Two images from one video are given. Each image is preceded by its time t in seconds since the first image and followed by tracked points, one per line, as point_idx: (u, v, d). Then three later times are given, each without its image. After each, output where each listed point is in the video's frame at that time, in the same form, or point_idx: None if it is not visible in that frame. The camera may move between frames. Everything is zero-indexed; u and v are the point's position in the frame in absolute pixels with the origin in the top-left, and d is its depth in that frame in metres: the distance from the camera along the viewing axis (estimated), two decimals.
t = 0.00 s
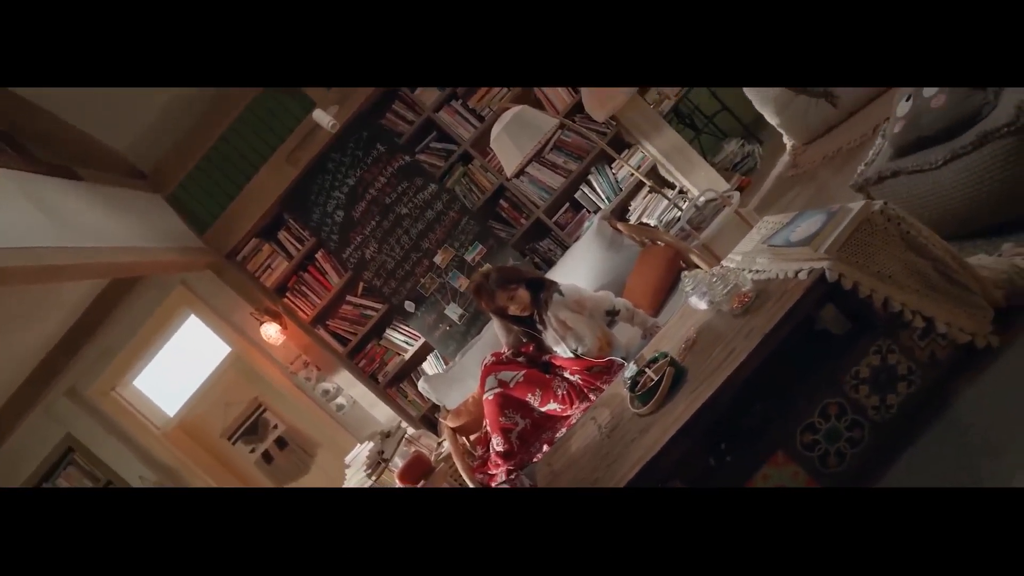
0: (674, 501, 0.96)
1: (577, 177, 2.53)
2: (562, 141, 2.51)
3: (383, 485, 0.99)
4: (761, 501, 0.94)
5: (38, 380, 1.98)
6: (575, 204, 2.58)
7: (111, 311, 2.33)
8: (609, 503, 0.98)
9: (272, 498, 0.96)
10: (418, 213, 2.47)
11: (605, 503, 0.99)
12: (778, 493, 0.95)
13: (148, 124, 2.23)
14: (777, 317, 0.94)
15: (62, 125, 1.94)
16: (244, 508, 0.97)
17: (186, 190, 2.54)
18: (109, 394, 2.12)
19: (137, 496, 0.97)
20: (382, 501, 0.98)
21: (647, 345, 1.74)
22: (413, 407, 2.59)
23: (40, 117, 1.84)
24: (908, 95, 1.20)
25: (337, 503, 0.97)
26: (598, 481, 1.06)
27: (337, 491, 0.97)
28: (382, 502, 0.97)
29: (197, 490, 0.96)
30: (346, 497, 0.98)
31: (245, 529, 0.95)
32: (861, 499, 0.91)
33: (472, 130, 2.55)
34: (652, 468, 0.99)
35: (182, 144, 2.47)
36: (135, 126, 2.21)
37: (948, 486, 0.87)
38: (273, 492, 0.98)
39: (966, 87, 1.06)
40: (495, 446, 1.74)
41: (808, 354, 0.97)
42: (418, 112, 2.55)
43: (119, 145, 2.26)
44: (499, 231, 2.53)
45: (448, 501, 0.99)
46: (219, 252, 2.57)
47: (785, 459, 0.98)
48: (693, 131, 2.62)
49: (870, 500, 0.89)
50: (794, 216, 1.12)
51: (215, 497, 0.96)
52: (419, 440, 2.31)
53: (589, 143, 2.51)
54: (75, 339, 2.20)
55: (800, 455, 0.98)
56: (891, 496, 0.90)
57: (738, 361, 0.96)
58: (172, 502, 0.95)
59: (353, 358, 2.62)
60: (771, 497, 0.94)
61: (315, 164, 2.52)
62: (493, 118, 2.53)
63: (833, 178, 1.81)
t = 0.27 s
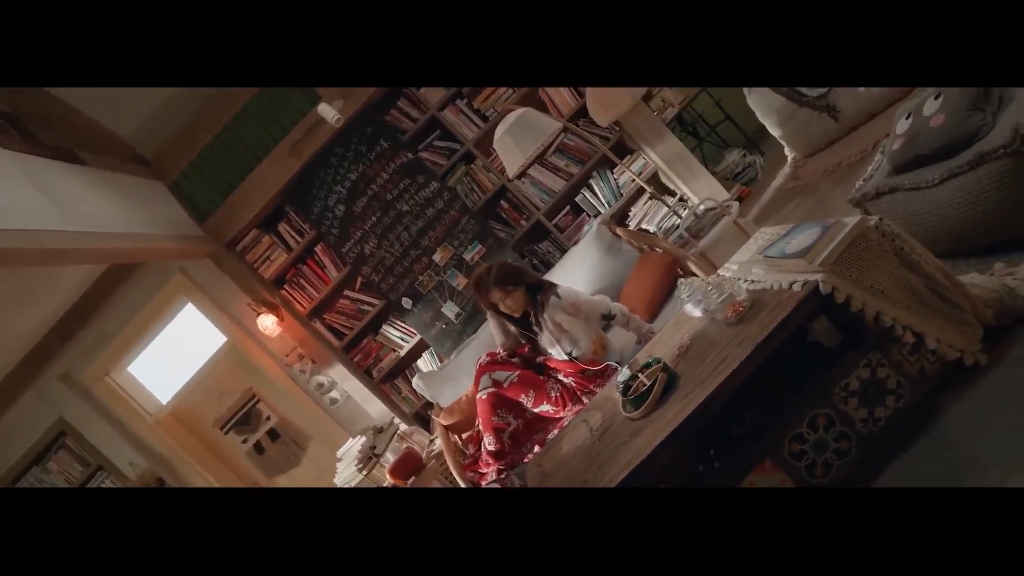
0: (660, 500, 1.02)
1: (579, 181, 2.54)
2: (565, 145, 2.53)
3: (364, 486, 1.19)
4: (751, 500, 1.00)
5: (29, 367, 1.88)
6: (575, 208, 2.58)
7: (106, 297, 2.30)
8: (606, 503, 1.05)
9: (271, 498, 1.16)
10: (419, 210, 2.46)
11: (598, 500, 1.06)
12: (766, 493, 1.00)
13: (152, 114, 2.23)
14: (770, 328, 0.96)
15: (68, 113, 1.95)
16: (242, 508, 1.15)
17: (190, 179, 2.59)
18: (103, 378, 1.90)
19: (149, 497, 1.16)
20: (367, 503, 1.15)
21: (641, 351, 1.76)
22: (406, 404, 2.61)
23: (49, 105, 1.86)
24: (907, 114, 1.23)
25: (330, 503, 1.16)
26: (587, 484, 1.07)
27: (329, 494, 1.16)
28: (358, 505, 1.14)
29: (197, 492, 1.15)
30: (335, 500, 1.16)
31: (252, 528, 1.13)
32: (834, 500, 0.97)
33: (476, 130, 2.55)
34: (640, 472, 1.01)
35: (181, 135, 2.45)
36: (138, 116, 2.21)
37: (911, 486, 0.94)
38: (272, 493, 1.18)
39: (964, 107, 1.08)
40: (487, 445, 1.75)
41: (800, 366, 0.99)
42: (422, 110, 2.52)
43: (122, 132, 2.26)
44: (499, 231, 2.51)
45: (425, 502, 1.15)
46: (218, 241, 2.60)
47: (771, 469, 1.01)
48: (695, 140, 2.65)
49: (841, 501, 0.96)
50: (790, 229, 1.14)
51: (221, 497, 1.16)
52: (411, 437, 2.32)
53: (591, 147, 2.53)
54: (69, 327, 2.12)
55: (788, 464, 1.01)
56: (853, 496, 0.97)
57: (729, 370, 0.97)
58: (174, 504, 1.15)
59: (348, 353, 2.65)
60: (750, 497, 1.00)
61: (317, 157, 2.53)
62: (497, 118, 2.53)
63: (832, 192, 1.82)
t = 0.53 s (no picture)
0: (652, 499, 1.06)
1: (580, 183, 2.55)
2: (567, 147, 2.54)
3: (356, 487, 1.24)
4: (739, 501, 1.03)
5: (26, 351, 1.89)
6: (575, 210, 2.59)
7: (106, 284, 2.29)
8: (603, 502, 1.08)
9: (270, 498, 1.20)
10: (420, 208, 2.47)
11: (594, 499, 1.09)
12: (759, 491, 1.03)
13: (153, 106, 2.22)
14: (762, 335, 0.97)
15: (68, 103, 1.94)
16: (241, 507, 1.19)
17: (192, 170, 2.60)
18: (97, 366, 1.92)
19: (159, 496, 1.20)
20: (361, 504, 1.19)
21: (635, 354, 1.76)
22: (401, 400, 2.61)
23: (53, 93, 1.86)
24: (907, 127, 1.24)
25: (326, 503, 1.19)
26: (580, 484, 1.09)
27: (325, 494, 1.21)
28: (349, 504, 1.19)
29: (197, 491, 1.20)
30: (330, 500, 1.20)
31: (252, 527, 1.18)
32: (822, 493, 1.02)
33: (479, 129, 2.55)
34: (630, 473, 1.03)
35: (185, 127, 2.46)
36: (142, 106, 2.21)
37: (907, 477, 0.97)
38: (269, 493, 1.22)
39: (962, 121, 1.10)
40: (480, 444, 1.76)
41: (794, 374, 1.00)
42: (426, 108, 2.52)
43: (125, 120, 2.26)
44: (499, 231, 2.52)
45: (413, 502, 1.20)
46: (218, 233, 2.60)
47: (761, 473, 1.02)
48: (697, 146, 2.64)
49: (834, 500, 1.01)
50: (787, 237, 1.14)
51: (220, 497, 1.20)
52: (404, 433, 2.34)
53: (594, 150, 2.54)
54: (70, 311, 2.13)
55: (777, 471, 1.02)
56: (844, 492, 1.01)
57: (720, 376, 0.99)
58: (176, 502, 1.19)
59: (345, 348, 2.65)
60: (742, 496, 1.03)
61: (320, 151, 2.53)
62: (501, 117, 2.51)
63: (831, 202, 1.84)
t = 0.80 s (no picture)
0: (644, 498, 1.03)
1: (581, 186, 2.56)
2: (569, 150, 2.55)
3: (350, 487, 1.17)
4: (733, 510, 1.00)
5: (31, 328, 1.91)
6: (575, 213, 2.60)
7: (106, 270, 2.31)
8: (597, 502, 1.05)
9: (270, 499, 1.13)
10: (422, 206, 2.50)
11: (588, 500, 1.06)
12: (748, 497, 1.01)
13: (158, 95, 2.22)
14: (757, 344, 0.98)
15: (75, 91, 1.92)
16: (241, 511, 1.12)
17: (195, 159, 2.55)
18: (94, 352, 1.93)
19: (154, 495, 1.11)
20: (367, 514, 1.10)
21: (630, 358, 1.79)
22: (395, 397, 2.62)
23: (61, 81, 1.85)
24: (907, 142, 1.24)
25: (313, 506, 1.12)
26: (570, 484, 1.09)
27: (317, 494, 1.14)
28: (346, 505, 1.12)
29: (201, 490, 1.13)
30: (329, 500, 1.13)
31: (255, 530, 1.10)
32: (815, 497, 0.99)
33: (482, 129, 2.54)
34: (622, 476, 1.03)
35: (190, 115, 2.46)
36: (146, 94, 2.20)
37: (901, 485, 0.95)
38: (270, 493, 1.14)
39: (961, 139, 1.10)
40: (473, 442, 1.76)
41: (785, 384, 1.02)
42: (431, 106, 2.55)
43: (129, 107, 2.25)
44: (499, 232, 2.54)
45: (406, 502, 1.13)
46: (218, 223, 2.58)
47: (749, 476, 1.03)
48: (700, 154, 2.67)
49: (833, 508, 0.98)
50: (785, 248, 1.16)
51: (221, 497, 1.13)
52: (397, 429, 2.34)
53: (596, 154, 2.55)
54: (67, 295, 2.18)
55: (767, 478, 1.03)
56: (835, 496, 0.98)
57: (714, 383, 0.99)
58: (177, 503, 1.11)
59: (341, 343, 2.65)
60: (732, 499, 1.01)
61: (323, 146, 2.52)
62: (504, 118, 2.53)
63: (830, 214, 1.84)
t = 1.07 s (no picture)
0: (635, 499, 1.05)
1: (582, 189, 2.58)
2: (572, 153, 2.56)
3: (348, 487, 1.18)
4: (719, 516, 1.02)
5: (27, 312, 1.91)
6: (575, 216, 2.62)
7: (106, 256, 2.32)
8: (588, 502, 1.07)
9: (269, 499, 1.14)
10: (422, 203, 2.50)
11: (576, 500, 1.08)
12: (732, 503, 1.02)
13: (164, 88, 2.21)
14: (749, 352, 0.99)
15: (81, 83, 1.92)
16: (239, 510, 1.13)
17: (196, 149, 2.57)
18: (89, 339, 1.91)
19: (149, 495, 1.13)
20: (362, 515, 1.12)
21: (624, 362, 1.82)
22: (390, 393, 2.63)
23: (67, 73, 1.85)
24: (905, 157, 1.25)
25: (310, 505, 1.14)
26: (560, 484, 1.10)
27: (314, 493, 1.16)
28: (341, 505, 1.14)
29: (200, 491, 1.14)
30: (325, 499, 1.15)
31: (252, 530, 1.11)
32: (800, 500, 1.00)
33: (485, 129, 2.55)
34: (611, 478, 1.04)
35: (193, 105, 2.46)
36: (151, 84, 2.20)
37: (888, 488, 0.97)
38: (268, 493, 1.15)
39: (957, 157, 1.12)
40: (466, 441, 1.77)
41: (776, 392, 1.04)
42: (435, 105, 2.55)
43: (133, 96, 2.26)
44: (499, 232, 2.55)
45: (398, 500, 1.14)
46: (218, 215, 2.58)
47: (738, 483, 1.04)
48: (701, 162, 2.56)
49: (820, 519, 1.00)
50: (780, 258, 1.17)
51: (219, 496, 1.14)
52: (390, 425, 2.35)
53: (598, 158, 2.56)
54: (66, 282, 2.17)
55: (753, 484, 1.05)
56: (823, 498, 1.00)
57: (706, 389, 1.00)
58: (174, 503, 1.13)
59: (338, 337, 2.66)
60: (718, 504, 1.03)
61: (326, 140, 2.52)
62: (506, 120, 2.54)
63: (828, 225, 1.85)
